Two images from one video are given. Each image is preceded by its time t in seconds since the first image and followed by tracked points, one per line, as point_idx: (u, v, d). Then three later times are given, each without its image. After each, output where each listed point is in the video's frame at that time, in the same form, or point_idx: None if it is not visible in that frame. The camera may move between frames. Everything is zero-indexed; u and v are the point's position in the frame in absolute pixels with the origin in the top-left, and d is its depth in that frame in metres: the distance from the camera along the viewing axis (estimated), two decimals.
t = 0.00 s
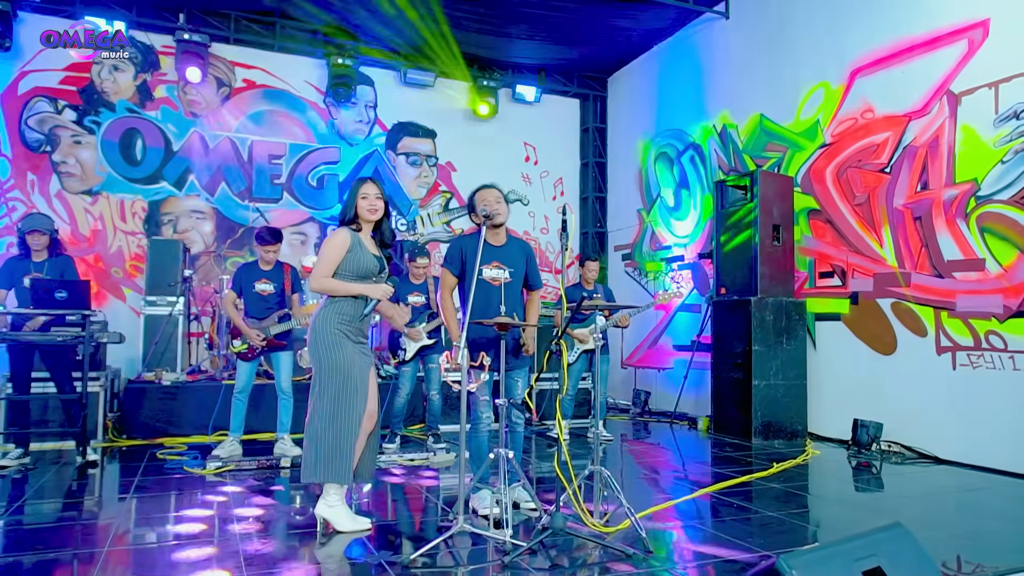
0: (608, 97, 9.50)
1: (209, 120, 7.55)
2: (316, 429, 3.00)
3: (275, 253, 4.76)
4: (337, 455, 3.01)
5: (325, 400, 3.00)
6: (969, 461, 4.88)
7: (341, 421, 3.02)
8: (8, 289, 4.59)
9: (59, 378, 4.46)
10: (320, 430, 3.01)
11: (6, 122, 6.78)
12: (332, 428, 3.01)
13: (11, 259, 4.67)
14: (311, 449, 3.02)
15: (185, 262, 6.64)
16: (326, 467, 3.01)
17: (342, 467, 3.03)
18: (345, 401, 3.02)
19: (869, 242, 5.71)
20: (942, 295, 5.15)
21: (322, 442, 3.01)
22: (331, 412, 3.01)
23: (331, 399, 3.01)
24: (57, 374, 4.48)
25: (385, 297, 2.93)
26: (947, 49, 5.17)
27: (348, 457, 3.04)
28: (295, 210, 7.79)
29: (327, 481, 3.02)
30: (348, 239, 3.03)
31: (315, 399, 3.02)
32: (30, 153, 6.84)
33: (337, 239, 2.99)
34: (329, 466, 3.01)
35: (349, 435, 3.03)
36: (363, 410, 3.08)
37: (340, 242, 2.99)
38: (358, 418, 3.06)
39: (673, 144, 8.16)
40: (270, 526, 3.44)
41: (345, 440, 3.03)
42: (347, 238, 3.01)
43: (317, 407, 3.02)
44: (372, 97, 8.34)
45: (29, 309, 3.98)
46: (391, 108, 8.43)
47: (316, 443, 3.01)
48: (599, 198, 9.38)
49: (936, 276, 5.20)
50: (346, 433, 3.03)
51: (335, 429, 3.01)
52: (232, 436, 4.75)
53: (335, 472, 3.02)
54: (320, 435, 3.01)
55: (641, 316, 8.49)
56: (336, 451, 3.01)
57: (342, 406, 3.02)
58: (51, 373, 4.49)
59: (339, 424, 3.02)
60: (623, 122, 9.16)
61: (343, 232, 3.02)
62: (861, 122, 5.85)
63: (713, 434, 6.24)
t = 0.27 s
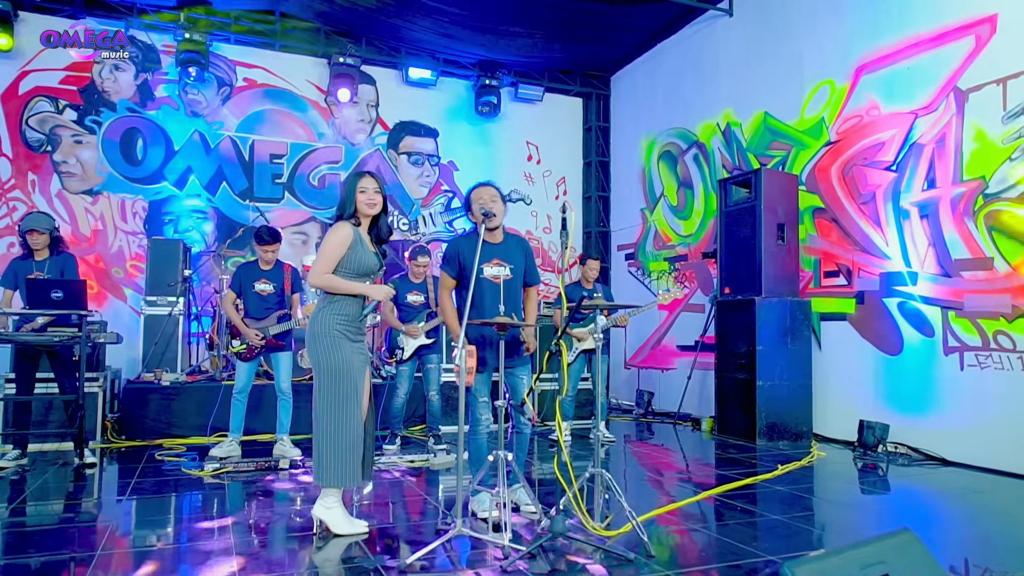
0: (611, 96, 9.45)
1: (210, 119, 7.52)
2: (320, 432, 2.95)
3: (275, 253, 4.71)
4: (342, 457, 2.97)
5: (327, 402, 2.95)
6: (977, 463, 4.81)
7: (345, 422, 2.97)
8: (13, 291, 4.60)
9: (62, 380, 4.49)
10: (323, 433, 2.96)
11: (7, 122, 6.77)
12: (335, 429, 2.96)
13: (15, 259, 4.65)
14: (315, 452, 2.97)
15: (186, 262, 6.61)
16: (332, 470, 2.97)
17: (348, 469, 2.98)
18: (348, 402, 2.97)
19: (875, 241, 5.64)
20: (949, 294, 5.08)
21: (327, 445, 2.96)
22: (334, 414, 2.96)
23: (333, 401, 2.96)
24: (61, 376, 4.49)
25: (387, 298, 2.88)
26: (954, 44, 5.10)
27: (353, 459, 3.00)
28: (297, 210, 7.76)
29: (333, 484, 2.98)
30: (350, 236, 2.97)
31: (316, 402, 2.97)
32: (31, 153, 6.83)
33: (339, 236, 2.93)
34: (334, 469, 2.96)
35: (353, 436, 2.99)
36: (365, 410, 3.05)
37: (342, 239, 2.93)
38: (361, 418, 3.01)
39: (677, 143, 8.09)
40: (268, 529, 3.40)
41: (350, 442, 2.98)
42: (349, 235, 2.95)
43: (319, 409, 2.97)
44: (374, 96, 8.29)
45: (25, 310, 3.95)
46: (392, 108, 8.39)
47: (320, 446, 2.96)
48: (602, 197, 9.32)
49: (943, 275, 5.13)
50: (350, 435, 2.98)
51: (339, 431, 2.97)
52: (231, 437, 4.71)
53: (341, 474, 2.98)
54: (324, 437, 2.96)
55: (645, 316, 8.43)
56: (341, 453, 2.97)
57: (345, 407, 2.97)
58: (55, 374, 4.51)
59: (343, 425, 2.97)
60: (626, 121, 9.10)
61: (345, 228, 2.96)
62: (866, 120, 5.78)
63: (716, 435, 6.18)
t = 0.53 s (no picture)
0: (616, 95, 9.40)
1: (213, 118, 7.50)
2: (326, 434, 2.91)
3: (266, 251, 4.66)
4: (349, 459, 2.93)
5: (332, 404, 2.91)
6: (987, 464, 4.75)
7: (351, 424, 2.93)
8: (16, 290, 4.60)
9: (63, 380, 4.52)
10: (330, 436, 2.92)
11: (10, 121, 6.76)
12: (342, 432, 2.92)
13: (17, 258, 4.62)
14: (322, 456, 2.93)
15: (189, 262, 6.60)
16: (340, 473, 2.93)
17: (356, 471, 2.95)
18: (354, 404, 2.93)
19: (883, 239, 5.58)
20: (958, 294, 5.01)
21: (334, 448, 2.92)
22: (340, 417, 2.92)
23: (339, 403, 2.91)
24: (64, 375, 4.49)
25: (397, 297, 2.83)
26: (963, 41, 5.03)
27: (361, 461, 2.97)
28: (300, 210, 7.74)
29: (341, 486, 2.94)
30: (356, 234, 2.92)
31: (322, 404, 2.93)
32: (34, 152, 6.82)
33: (346, 235, 2.87)
34: (341, 471, 2.93)
35: (359, 438, 2.95)
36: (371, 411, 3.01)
37: (350, 238, 2.88)
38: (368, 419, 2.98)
39: (682, 141, 8.04)
40: (269, 530, 3.37)
41: (358, 444, 2.95)
42: (357, 233, 2.89)
43: (325, 412, 2.93)
44: (377, 95, 8.26)
45: (25, 309, 3.93)
46: (395, 107, 8.36)
47: (327, 449, 2.93)
48: (607, 196, 9.27)
49: (952, 274, 5.06)
50: (358, 437, 2.95)
51: (346, 434, 2.93)
52: (232, 437, 4.69)
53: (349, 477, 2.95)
54: (331, 440, 2.92)
55: (649, 315, 8.38)
56: (348, 456, 2.93)
57: (352, 409, 2.93)
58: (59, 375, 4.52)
59: (350, 428, 2.93)
60: (631, 119, 9.05)
61: (351, 227, 2.90)
62: (874, 118, 5.72)
63: (721, 436, 6.12)
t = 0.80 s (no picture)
0: (622, 93, 9.34)
1: (218, 117, 7.50)
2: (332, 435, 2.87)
3: (254, 250, 4.60)
4: (354, 460, 2.89)
5: (338, 404, 2.87)
6: (999, 465, 4.68)
7: (357, 425, 2.89)
8: (15, 288, 4.61)
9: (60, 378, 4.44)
10: (335, 436, 2.88)
11: (15, 120, 6.76)
12: (348, 432, 2.88)
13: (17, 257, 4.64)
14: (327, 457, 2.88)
15: (193, 261, 6.59)
16: (345, 474, 2.89)
17: (361, 473, 2.91)
18: (361, 404, 2.89)
19: (892, 238, 5.51)
20: (970, 292, 4.94)
21: (339, 449, 2.88)
22: (347, 417, 2.88)
23: (345, 403, 2.87)
24: (61, 374, 4.39)
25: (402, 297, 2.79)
26: (974, 35, 4.96)
27: (367, 463, 2.92)
28: (305, 209, 7.72)
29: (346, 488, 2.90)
30: (361, 233, 2.89)
31: (327, 404, 2.89)
32: (40, 151, 6.83)
33: (350, 234, 2.83)
34: (347, 473, 2.89)
35: (365, 438, 2.91)
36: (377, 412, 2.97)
37: (354, 237, 2.84)
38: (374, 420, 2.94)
39: (689, 140, 7.97)
40: (271, 530, 3.34)
41: (364, 445, 2.91)
42: (361, 233, 2.86)
43: (330, 412, 2.89)
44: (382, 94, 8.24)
45: (27, 306, 3.93)
46: (400, 106, 8.34)
47: (332, 450, 2.88)
48: (613, 195, 9.23)
49: (963, 272, 4.99)
50: (364, 437, 2.91)
51: (352, 434, 2.89)
52: (234, 437, 4.66)
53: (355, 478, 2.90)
54: (337, 441, 2.88)
55: (656, 314, 8.32)
56: (354, 457, 2.89)
57: (358, 409, 2.89)
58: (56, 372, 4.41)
59: (356, 428, 2.89)
60: (637, 118, 9.00)
61: (355, 226, 2.86)
62: (883, 114, 5.65)
63: (729, 436, 6.07)
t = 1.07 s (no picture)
0: (629, 91, 9.28)
1: (224, 116, 7.48)
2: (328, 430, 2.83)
3: (252, 247, 4.54)
4: (350, 457, 2.85)
5: (336, 399, 2.83)
6: (1013, 466, 4.60)
7: (354, 421, 2.85)
8: (9, 285, 4.53)
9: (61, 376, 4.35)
10: (331, 431, 2.84)
11: (21, 119, 6.76)
12: (344, 428, 2.85)
13: (13, 254, 4.56)
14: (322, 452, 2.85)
15: (198, 260, 6.57)
16: (340, 471, 2.85)
17: (357, 470, 2.87)
18: (362, 400, 2.86)
19: (903, 235, 5.44)
20: (983, 290, 4.86)
21: (335, 445, 2.84)
22: (344, 412, 2.84)
23: (343, 397, 2.84)
24: (59, 371, 4.34)
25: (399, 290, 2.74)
26: (988, 29, 4.88)
27: (363, 460, 2.88)
28: (310, 207, 7.69)
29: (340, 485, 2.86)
30: (359, 227, 2.85)
31: (325, 399, 2.85)
32: (45, 150, 6.82)
33: (348, 229, 2.79)
34: (342, 470, 2.84)
35: (361, 435, 2.87)
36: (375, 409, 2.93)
37: (352, 232, 2.80)
38: (371, 417, 2.90)
39: (697, 137, 7.90)
40: (274, 530, 3.31)
41: (360, 442, 2.86)
42: (359, 227, 2.82)
43: (327, 406, 2.85)
44: (388, 92, 8.20)
45: (28, 304, 3.91)
46: (406, 104, 8.30)
47: (328, 446, 2.84)
48: (620, 193, 9.16)
49: (976, 269, 4.91)
50: (360, 434, 2.87)
51: (348, 430, 2.85)
52: (238, 436, 4.62)
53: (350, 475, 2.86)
54: (332, 436, 2.84)
55: (663, 313, 8.25)
56: (349, 454, 2.85)
57: (356, 405, 2.85)
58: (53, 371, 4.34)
59: (352, 424, 2.85)
60: (644, 115, 8.93)
61: (353, 221, 2.82)
62: (894, 110, 5.57)
63: (737, 436, 6.00)
